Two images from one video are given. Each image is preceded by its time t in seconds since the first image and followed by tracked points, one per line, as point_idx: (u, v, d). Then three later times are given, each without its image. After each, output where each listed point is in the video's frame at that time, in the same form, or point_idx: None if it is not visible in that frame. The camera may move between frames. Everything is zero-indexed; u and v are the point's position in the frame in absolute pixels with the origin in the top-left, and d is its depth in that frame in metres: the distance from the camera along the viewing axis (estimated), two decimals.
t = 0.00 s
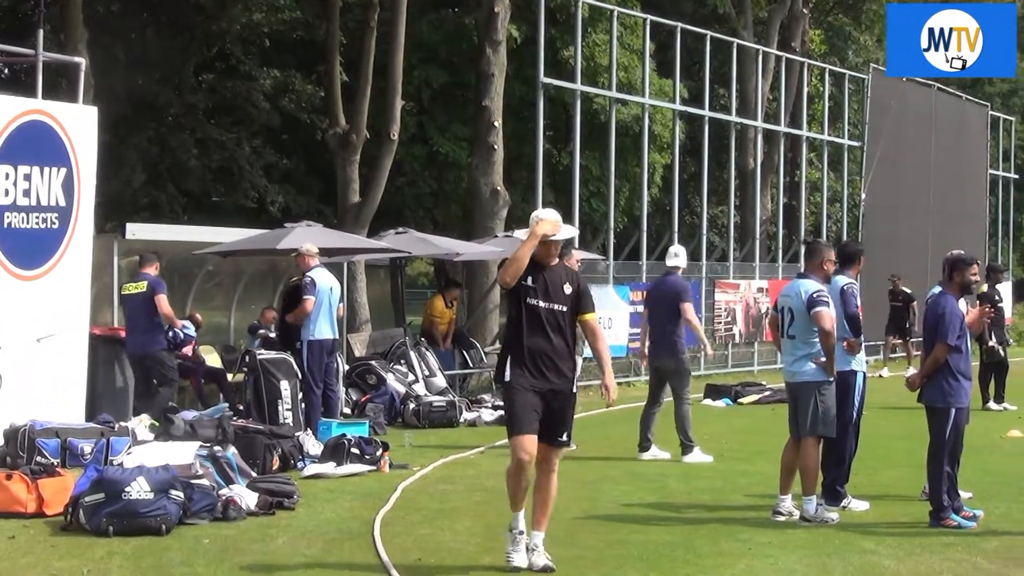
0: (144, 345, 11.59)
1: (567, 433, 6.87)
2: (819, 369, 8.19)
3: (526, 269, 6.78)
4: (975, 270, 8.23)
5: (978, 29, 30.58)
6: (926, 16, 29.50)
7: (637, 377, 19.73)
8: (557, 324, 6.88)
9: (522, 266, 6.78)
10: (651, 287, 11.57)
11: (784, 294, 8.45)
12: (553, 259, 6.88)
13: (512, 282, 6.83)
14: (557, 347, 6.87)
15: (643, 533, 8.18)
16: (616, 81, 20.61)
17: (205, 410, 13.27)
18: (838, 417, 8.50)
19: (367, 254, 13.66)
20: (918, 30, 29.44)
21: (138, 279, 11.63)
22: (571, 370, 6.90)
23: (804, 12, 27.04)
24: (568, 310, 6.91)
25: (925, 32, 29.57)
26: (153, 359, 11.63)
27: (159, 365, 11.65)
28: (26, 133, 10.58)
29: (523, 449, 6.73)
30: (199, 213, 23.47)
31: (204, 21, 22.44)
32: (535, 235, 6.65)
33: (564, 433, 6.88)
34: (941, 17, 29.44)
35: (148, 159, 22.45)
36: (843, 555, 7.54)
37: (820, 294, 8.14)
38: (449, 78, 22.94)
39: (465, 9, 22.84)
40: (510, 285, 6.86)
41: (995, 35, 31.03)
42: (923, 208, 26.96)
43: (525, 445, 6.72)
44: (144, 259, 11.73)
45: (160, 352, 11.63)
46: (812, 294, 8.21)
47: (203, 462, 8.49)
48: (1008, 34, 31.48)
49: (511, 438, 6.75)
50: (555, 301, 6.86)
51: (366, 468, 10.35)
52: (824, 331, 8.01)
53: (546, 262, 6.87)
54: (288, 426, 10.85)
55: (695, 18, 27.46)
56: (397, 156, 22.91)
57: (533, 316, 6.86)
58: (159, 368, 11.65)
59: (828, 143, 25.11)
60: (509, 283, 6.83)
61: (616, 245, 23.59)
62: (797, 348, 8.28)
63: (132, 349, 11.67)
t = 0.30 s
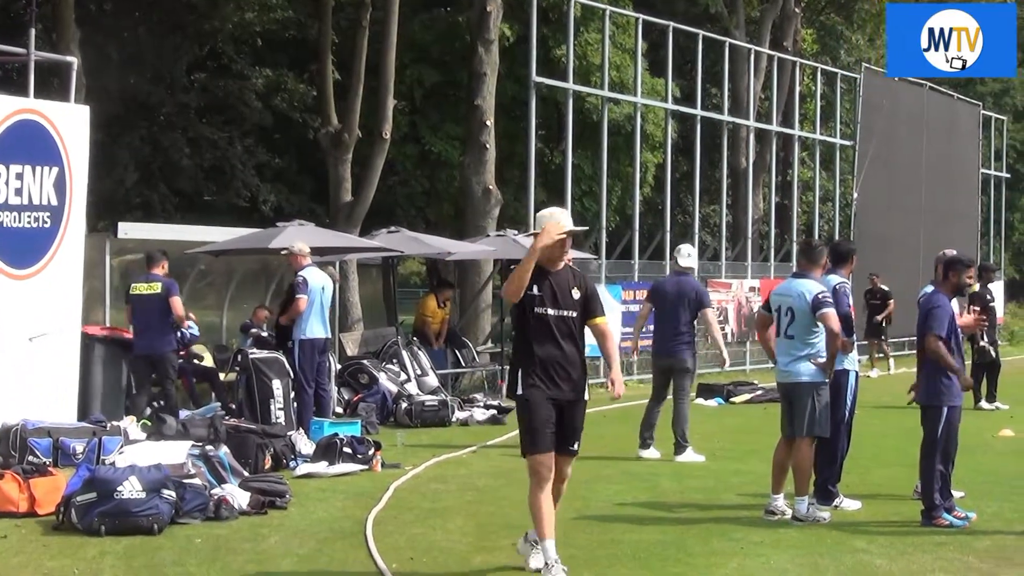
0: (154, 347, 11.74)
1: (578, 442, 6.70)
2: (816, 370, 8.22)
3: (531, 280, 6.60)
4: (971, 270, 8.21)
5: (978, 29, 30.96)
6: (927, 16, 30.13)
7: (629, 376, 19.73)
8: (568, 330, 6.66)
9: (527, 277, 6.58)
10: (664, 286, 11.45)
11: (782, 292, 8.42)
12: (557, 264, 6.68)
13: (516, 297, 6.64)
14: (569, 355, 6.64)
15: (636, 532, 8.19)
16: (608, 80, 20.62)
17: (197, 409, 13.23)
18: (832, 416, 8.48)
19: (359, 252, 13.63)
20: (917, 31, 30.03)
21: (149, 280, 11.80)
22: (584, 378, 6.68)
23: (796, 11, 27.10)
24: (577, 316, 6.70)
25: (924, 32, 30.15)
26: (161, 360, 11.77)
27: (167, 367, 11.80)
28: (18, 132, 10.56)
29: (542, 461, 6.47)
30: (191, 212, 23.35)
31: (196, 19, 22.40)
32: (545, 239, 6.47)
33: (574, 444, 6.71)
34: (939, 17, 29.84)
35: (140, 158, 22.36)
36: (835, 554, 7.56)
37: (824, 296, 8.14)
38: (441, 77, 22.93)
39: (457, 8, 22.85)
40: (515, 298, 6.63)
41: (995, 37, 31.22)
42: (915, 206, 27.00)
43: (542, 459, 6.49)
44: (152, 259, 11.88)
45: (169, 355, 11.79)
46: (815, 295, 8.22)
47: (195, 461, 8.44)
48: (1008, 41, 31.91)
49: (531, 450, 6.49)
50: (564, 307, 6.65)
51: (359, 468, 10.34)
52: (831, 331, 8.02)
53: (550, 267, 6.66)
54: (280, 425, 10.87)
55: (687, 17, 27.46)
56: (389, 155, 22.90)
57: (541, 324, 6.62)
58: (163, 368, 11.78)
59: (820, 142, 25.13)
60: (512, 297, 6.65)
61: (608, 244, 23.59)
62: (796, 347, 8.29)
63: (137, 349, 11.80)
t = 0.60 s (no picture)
0: (161, 345, 11.86)
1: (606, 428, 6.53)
2: (812, 371, 8.24)
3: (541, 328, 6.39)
4: (960, 268, 8.27)
5: (978, 30, 31.75)
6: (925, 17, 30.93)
7: (621, 376, 19.75)
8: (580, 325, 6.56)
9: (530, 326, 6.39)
10: (665, 284, 11.46)
11: (777, 292, 8.37)
12: (568, 260, 6.58)
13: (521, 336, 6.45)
14: (580, 352, 6.54)
15: (626, 531, 8.21)
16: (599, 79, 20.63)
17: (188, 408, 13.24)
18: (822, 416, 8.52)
19: (351, 252, 13.62)
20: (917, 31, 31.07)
21: (158, 277, 11.96)
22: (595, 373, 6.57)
23: (788, 11, 27.14)
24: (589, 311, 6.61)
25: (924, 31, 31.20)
26: (164, 359, 11.88)
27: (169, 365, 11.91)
28: (9, 131, 10.55)
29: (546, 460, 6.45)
30: (182, 212, 23.26)
31: (186, 19, 22.39)
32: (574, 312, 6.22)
33: (603, 431, 6.53)
34: (939, 17, 30.75)
35: (132, 157, 22.38)
36: (826, 553, 7.59)
37: (826, 297, 8.16)
38: (432, 77, 22.94)
39: (448, 8, 22.85)
40: (526, 302, 6.49)
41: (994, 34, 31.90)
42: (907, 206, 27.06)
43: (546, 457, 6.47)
44: (162, 256, 12.01)
45: (174, 354, 11.93)
46: (816, 297, 8.21)
47: (185, 460, 8.47)
48: (1011, 38, 32.48)
49: (534, 448, 6.45)
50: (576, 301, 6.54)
51: (350, 467, 10.35)
52: (836, 331, 8.09)
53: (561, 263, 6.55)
54: (271, 425, 10.86)
55: (679, 16, 27.50)
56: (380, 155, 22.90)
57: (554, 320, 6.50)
58: (165, 365, 11.90)
59: (811, 141, 25.17)
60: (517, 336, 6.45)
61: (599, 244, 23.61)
62: (795, 347, 8.28)
63: (142, 344, 11.88)
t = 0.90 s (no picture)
0: (151, 344, 11.94)
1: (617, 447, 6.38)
2: (797, 371, 8.27)
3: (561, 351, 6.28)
4: (943, 268, 8.33)
5: (978, 29, 32.22)
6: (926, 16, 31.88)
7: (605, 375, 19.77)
8: (602, 334, 6.44)
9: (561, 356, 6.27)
10: (650, 286, 11.40)
11: (759, 293, 8.41)
12: (594, 267, 6.48)
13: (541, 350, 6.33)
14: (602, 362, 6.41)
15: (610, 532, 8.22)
16: (584, 79, 20.65)
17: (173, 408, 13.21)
18: (808, 417, 8.53)
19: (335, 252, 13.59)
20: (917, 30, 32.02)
21: (144, 278, 11.93)
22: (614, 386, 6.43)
23: (772, 11, 27.21)
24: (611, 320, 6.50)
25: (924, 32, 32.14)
26: (155, 358, 11.99)
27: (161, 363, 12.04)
28: None
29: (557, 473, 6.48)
30: (166, 212, 23.22)
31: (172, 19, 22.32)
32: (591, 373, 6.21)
33: (614, 450, 6.37)
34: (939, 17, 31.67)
35: (116, 156, 22.37)
36: (810, 552, 7.61)
37: (810, 296, 8.21)
38: (417, 77, 22.93)
39: (434, 8, 22.85)
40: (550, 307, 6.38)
41: (996, 38, 32.60)
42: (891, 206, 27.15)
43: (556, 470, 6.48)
44: (148, 257, 11.98)
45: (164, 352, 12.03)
46: (802, 296, 8.27)
47: (169, 461, 8.45)
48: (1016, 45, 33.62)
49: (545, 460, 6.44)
50: (599, 310, 6.44)
51: (334, 467, 10.34)
52: (822, 329, 8.11)
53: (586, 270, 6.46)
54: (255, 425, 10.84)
55: (664, 16, 27.56)
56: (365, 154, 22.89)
57: (575, 329, 6.40)
58: (156, 363, 12.01)
59: (796, 142, 25.24)
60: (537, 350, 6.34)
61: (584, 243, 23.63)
62: (779, 346, 8.31)
63: (131, 344, 11.92)
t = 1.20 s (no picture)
0: (135, 347, 11.93)
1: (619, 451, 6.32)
2: (770, 371, 8.30)
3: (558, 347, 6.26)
4: (919, 266, 8.37)
5: (978, 29, 34.44)
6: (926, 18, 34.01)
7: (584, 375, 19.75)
8: (614, 329, 6.29)
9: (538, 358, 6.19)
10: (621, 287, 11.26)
11: (733, 293, 8.50)
12: (603, 260, 6.31)
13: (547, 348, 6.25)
14: (615, 357, 6.28)
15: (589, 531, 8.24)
16: (562, 79, 20.68)
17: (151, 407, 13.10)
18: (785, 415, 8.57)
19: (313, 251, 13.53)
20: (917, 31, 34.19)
21: (126, 280, 11.91)
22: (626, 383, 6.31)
23: (750, 11, 27.35)
24: (625, 314, 6.33)
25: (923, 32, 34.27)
26: (137, 360, 11.99)
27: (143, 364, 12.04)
28: None
29: (582, 468, 6.07)
30: (144, 211, 23.30)
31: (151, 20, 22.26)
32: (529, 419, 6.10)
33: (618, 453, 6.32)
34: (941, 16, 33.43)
35: (94, 155, 22.28)
36: (788, 552, 7.65)
37: (779, 295, 8.22)
38: (396, 76, 22.93)
39: (412, 7, 22.86)
40: (560, 303, 6.22)
41: (995, 36, 34.76)
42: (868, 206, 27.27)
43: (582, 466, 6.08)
44: (128, 259, 11.96)
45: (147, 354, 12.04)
46: (770, 295, 8.30)
47: (149, 461, 8.39)
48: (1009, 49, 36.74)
49: (569, 451, 6.09)
50: (612, 304, 6.27)
51: (313, 466, 10.33)
52: (788, 329, 8.08)
53: (595, 263, 6.30)
54: (233, 425, 10.81)
55: (642, 17, 27.68)
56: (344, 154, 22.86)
57: (588, 323, 6.24)
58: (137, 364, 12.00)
59: (774, 141, 25.34)
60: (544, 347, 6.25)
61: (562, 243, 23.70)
62: (752, 346, 8.34)
63: (111, 346, 11.88)
